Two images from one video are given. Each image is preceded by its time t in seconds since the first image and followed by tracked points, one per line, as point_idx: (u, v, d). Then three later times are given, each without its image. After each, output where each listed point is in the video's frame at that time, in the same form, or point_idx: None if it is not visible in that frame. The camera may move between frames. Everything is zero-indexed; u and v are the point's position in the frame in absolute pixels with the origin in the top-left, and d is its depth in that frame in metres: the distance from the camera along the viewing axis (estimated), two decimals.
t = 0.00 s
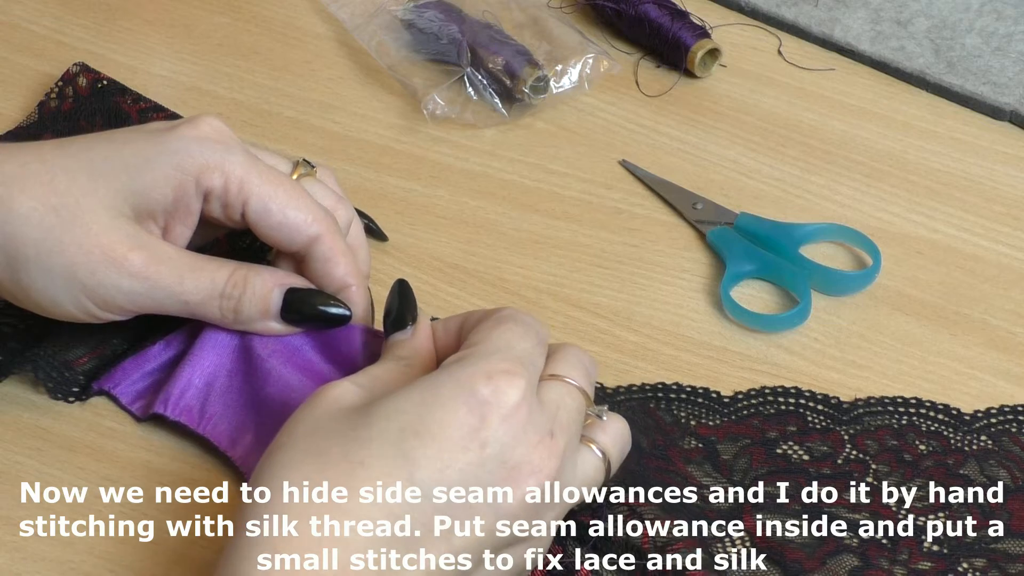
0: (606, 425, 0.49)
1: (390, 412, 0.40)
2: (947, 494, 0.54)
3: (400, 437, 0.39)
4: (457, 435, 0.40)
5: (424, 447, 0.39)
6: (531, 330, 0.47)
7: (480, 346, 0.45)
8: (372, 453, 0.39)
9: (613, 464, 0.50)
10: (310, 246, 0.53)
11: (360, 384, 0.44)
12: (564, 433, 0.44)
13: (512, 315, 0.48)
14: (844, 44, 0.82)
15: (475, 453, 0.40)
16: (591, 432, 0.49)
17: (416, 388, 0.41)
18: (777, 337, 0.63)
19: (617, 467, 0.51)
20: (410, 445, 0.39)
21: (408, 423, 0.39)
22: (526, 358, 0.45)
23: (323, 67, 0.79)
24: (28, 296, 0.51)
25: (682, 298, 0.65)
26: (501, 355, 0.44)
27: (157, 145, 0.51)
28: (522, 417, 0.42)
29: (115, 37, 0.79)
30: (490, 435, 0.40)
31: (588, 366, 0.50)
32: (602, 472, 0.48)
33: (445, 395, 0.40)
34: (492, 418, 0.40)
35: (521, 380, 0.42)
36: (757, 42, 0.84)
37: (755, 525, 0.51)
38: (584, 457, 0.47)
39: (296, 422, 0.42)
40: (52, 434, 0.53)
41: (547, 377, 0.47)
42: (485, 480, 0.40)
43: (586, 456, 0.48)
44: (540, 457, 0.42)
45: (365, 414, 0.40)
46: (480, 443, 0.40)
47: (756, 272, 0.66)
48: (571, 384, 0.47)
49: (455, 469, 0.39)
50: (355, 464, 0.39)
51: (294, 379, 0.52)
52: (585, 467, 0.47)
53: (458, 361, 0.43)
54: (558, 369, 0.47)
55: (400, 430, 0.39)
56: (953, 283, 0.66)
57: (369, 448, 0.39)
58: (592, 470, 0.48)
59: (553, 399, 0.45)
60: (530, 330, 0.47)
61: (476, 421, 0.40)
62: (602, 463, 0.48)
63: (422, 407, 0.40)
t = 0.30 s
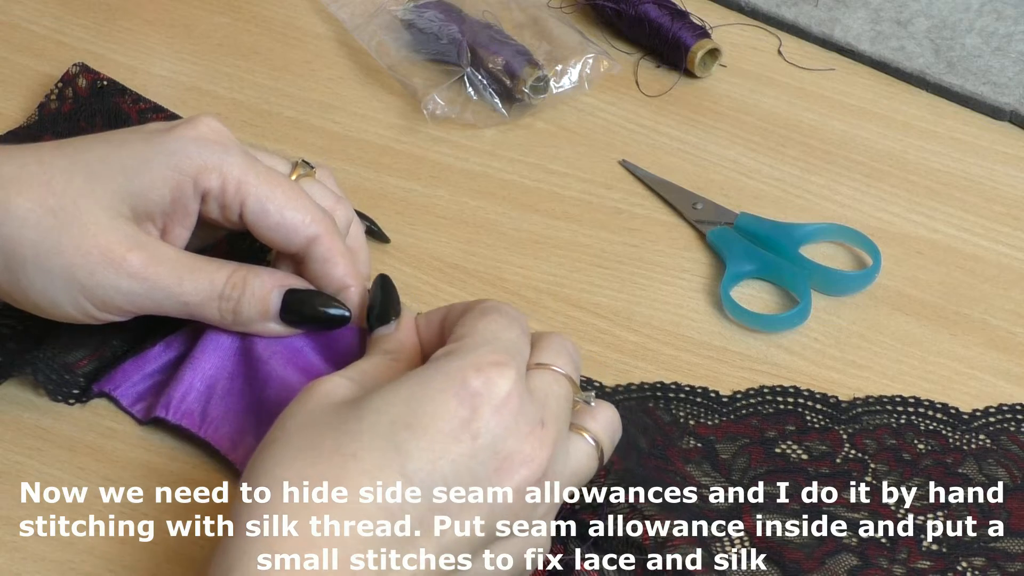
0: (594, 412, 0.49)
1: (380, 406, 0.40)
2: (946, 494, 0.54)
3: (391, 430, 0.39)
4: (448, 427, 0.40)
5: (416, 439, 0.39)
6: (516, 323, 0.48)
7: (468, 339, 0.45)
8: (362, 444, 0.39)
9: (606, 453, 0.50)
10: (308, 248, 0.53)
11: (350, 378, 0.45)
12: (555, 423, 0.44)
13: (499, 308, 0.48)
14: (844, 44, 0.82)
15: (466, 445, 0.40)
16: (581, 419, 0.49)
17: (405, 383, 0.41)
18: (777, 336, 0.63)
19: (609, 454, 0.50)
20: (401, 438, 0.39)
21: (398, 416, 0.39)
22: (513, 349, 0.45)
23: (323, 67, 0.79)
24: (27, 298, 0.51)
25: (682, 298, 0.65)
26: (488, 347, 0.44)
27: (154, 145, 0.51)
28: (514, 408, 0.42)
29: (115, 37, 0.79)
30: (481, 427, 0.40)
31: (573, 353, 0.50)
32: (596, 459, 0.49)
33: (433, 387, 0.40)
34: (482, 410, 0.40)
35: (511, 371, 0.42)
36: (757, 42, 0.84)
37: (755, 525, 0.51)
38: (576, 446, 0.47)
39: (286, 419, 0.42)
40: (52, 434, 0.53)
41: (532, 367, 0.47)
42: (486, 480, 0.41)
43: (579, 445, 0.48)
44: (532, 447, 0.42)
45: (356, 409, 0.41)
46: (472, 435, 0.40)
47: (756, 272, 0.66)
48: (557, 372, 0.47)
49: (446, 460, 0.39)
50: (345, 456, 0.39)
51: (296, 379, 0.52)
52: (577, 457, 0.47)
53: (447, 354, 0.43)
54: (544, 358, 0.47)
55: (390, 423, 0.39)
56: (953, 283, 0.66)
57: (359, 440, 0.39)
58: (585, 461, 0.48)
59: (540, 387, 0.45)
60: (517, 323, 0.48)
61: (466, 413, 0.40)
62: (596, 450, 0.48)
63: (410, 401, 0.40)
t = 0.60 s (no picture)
0: (604, 420, 0.50)
1: (403, 406, 0.40)
2: (947, 494, 0.54)
3: (414, 433, 0.39)
4: (468, 431, 0.40)
5: (438, 444, 0.39)
6: (531, 320, 0.48)
7: (487, 340, 0.45)
8: (388, 447, 0.39)
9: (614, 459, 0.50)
10: (307, 240, 0.53)
11: (368, 376, 0.44)
12: (569, 429, 0.45)
13: (514, 305, 0.48)
14: (844, 44, 0.82)
15: (486, 449, 0.40)
16: (592, 425, 0.49)
17: (426, 384, 0.41)
18: (777, 336, 0.63)
19: (617, 459, 0.51)
20: (424, 442, 0.39)
21: (421, 418, 0.40)
22: (530, 350, 0.45)
23: (323, 67, 0.79)
24: (31, 297, 0.51)
25: (682, 298, 0.65)
26: (507, 349, 0.44)
27: (156, 139, 0.51)
28: (532, 414, 0.42)
29: (115, 37, 0.79)
30: (501, 431, 0.41)
31: (584, 356, 0.50)
32: (605, 464, 0.49)
33: (455, 391, 0.41)
34: (502, 415, 0.41)
35: (531, 376, 0.43)
36: (757, 42, 0.84)
37: (755, 525, 0.51)
38: (587, 452, 0.48)
39: (302, 415, 0.42)
40: (52, 434, 0.53)
41: (545, 369, 0.47)
42: (485, 480, 0.40)
43: (589, 451, 0.48)
44: (548, 452, 0.43)
45: (377, 409, 0.40)
46: (492, 439, 0.41)
47: (756, 272, 0.66)
48: (568, 374, 0.47)
49: (467, 465, 0.40)
50: (370, 457, 0.39)
51: (299, 377, 0.52)
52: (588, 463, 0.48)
53: (466, 357, 0.43)
54: (557, 361, 0.48)
55: (414, 426, 0.40)
56: (953, 283, 0.66)
57: (383, 442, 0.39)
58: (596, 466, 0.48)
59: (555, 392, 0.46)
60: (532, 320, 0.48)
61: (487, 419, 0.41)
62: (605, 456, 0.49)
63: (434, 405, 0.40)
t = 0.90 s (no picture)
0: (604, 421, 0.50)
1: (407, 402, 0.40)
2: (947, 494, 0.54)
3: (420, 427, 0.40)
4: (473, 426, 0.40)
5: (444, 439, 0.40)
6: (534, 316, 0.48)
7: (492, 336, 0.45)
8: (395, 443, 0.39)
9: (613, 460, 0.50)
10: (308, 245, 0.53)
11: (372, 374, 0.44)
12: (570, 426, 0.45)
13: (516, 303, 0.48)
14: (844, 44, 0.82)
15: (490, 444, 0.41)
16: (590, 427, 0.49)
17: (431, 379, 0.41)
18: (778, 336, 0.63)
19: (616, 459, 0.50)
20: (430, 436, 0.40)
21: (426, 413, 0.40)
22: (535, 349, 0.45)
23: (323, 67, 0.79)
24: (31, 301, 0.51)
25: (682, 298, 0.65)
26: (511, 344, 0.44)
27: (155, 146, 0.51)
28: (533, 411, 0.42)
29: (115, 37, 0.79)
30: (505, 427, 0.41)
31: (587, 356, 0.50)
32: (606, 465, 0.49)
33: (460, 387, 0.41)
34: (506, 411, 0.41)
35: (532, 372, 0.43)
36: (757, 42, 0.84)
37: (754, 525, 0.51)
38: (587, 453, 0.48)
39: (303, 417, 0.42)
40: (52, 434, 0.53)
41: (547, 368, 0.47)
42: (486, 480, 0.41)
43: (589, 452, 0.48)
44: (551, 450, 0.43)
45: (382, 405, 0.40)
46: (495, 435, 0.41)
47: (756, 272, 0.66)
48: (569, 372, 0.47)
49: (470, 461, 0.40)
50: (377, 454, 0.39)
51: (298, 379, 0.52)
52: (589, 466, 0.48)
53: (470, 352, 0.43)
54: (559, 360, 0.48)
55: (419, 421, 0.40)
56: (953, 283, 0.66)
57: (389, 437, 0.39)
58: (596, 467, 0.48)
59: (558, 391, 0.46)
60: (536, 318, 0.48)
61: (491, 414, 0.41)
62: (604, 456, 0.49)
63: (440, 401, 0.40)
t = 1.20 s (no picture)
0: (611, 429, 0.50)
1: (425, 405, 0.40)
2: (947, 494, 0.54)
3: (434, 429, 0.40)
4: (487, 429, 0.41)
5: (458, 441, 0.40)
6: (551, 322, 0.48)
7: (508, 341, 0.45)
8: (409, 444, 0.39)
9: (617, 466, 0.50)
10: (316, 245, 0.53)
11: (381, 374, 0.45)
12: (582, 434, 0.45)
13: (533, 307, 0.48)
14: (844, 44, 0.82)
15: (503, 448, 0.41)
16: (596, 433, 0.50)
17: (447, 381, 0.41)
18: (778, 337, 0.63)
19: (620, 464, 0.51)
20: (444, 437, 0.40)
21: (440, 416, 0.40)
22: (551, 352, 0.45)
23: (323, 67, 0.79)
24: (32, 307, 0.51)
25: (682, 298, 0.65)
26: (526, 349, 0.44)
27: (160, 161, 0.51)
28: (548, 416, 0.43)
29: (115, 37, 0.79)
30: (518, 432, 0.41)
31: (598, 365, 0.50)
32: (611, 470, 0.49)
33: (475, 389, 0.41)
34: (521, 415, 0.42)
35: (550, 378, 0.43)
36: (757, 42, 0.83)
37: (755, 524, 0.51)
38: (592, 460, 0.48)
39: (310, 416, 0.42)
40: (51, 434, 0.53)
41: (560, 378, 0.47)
42: (487, 480, 0.40)
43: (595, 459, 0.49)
44: (563, 454, 0.44)
45: (399, 406, 0.41)
46: (509, 439, 0.41)
47: (756, 272, 0.66)
48: (580, 381, 0.47)
49: (481, 464, 0.40)
50: (389, 454, 0.39)
51: (298, 382, 0.52)
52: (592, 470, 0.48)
53: (485, 354, 0.44)
54: (571, 369, 0.48)
55: (434, 422, 0.40)
56: (953, 283, 0.66)
57: (405, 439, 0.39)
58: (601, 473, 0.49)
59: (570, 401, 0.46)
60: (552, 326, 0.48)
61: (506, 417, 0.41)
62: (610, 462, 0.49)
63: (454, 402, 0.41)
